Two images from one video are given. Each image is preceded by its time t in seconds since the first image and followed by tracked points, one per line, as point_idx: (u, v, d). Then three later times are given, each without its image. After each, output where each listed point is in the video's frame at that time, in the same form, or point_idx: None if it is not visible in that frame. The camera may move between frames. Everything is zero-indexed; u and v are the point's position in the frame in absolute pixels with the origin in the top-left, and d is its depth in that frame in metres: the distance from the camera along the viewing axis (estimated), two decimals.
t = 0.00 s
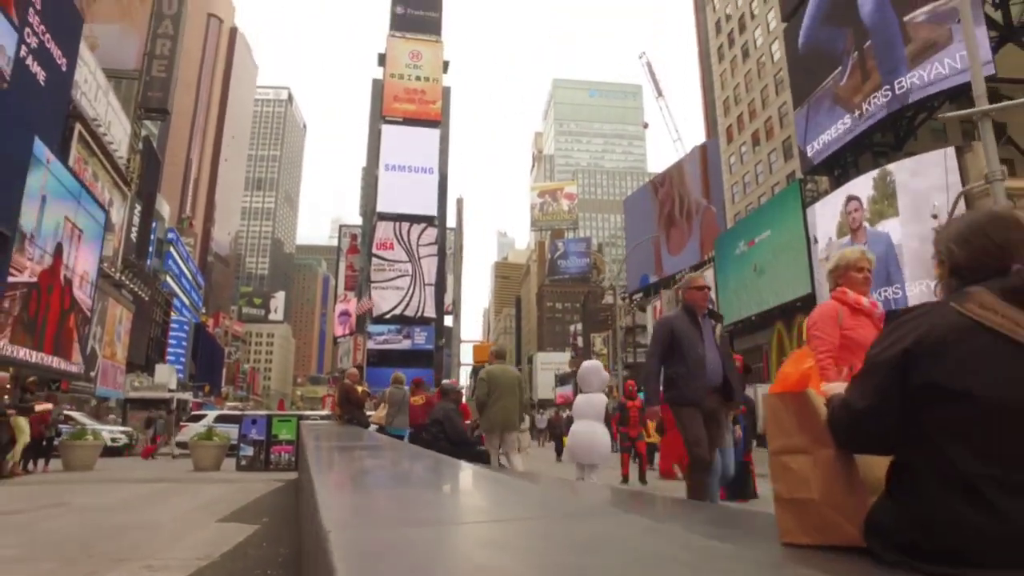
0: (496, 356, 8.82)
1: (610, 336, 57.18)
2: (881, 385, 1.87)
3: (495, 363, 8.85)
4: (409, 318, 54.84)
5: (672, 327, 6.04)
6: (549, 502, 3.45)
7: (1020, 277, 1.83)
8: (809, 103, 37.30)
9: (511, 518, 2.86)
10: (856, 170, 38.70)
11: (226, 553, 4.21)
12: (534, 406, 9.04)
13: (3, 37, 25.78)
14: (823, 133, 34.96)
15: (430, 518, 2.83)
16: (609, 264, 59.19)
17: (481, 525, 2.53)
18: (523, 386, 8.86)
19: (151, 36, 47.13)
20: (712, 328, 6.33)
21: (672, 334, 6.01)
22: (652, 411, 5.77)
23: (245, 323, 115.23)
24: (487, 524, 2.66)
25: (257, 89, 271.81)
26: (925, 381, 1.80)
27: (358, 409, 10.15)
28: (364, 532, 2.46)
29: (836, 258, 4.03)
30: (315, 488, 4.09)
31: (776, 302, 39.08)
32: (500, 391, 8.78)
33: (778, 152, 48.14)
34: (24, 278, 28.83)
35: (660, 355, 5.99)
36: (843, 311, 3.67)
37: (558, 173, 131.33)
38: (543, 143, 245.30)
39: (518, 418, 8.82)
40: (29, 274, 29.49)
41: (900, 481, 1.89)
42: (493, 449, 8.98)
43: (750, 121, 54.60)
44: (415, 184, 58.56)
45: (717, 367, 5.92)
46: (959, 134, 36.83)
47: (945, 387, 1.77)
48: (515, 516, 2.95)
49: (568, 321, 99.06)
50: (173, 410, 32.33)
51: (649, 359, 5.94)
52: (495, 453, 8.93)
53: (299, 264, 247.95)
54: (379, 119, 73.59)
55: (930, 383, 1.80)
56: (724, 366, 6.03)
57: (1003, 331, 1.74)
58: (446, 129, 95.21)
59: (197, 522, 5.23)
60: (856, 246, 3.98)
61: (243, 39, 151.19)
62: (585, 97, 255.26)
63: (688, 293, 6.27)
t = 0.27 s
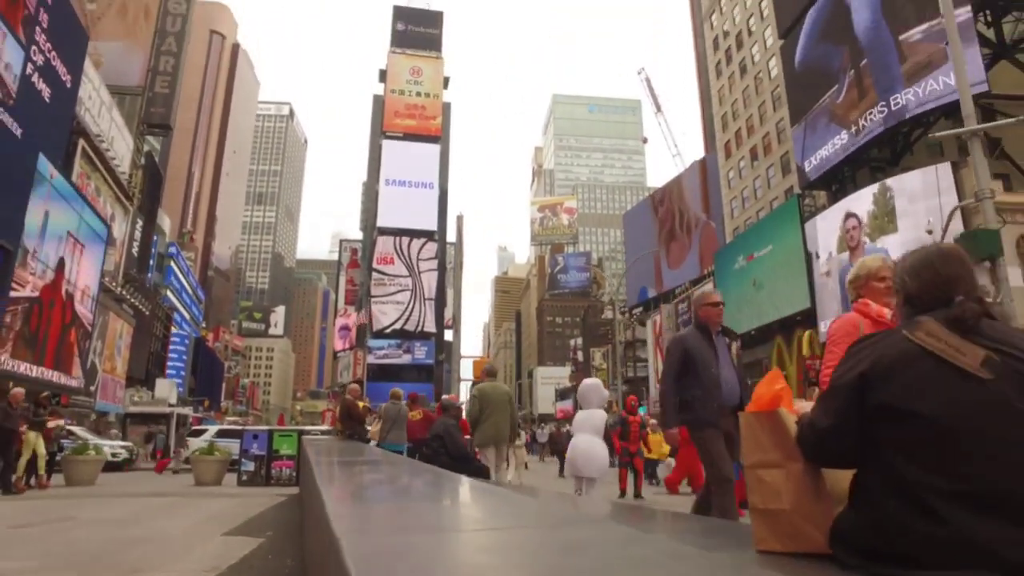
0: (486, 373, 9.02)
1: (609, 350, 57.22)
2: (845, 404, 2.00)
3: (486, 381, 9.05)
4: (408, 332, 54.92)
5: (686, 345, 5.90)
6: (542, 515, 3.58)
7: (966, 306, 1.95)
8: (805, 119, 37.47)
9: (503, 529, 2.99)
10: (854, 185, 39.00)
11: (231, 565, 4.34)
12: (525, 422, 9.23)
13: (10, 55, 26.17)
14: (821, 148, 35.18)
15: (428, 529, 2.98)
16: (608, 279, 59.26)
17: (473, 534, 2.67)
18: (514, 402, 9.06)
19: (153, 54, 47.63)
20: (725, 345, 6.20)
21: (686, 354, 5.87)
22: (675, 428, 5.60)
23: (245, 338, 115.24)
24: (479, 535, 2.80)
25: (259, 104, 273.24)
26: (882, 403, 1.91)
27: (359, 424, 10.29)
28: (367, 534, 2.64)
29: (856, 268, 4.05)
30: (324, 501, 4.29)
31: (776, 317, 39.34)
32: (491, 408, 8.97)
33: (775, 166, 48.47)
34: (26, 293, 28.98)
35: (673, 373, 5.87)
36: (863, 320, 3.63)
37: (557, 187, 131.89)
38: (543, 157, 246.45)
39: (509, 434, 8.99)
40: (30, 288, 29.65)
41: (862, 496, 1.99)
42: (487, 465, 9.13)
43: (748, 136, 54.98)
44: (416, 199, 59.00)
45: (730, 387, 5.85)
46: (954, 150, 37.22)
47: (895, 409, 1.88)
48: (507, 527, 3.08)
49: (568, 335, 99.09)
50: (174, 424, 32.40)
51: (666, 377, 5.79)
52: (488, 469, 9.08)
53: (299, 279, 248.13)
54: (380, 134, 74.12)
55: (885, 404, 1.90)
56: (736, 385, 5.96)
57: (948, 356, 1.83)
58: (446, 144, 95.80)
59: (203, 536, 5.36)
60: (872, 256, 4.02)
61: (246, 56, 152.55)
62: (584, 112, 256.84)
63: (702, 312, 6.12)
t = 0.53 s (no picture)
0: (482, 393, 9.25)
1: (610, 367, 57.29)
2: (804, 421, 2.19)
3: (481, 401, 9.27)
4: (410, 349, 55.03)
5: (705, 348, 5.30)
6: (538, 527, 3.78)
7: (908, 334, 2.15)
8: (804, 139, 37.84)
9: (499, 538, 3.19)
10: (852, 202, 39.29)
11: None
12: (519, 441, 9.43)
13: (18, 75, 26.62)
14: (819, 166, 35.36)
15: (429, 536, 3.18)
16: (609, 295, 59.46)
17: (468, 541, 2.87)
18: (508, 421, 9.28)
19: (158, 72, 48.14)
20: (742, 348, 5.61)
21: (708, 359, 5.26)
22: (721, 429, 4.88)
23: (245, 354, 115.23)
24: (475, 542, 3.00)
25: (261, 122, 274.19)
26: (838, 421, 2.09)
27: (361, 441, 10.45)
28: (372, 537, 2.83)
29: (886, 268, 4.19)
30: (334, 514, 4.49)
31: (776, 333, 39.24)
32: (485, 427, 9.18)
33: (774, 184, 48.83)
34: (30, 310, 29.19)
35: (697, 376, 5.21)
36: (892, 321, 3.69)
37: (558, 204, 132.45)
38: (543, 174, 247.50)
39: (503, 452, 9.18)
40: (34, 305, 29.84)
41: (822, 506, 2.17)
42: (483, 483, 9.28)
43: (747, 154, 55.40)
44: (418, 216, 59.35)
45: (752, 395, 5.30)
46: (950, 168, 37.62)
47: (849, 426, 2.06)
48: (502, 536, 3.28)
49: (569, 352, 99.05)
50: (175, 440, 32.46)
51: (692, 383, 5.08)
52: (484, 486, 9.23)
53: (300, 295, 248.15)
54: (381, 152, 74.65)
55: (839, 421, 2.08)
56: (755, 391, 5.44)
57: (893, 380, 2.02)
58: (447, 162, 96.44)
59: (212, 550, 5.55)
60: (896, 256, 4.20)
61: (249, 74, 153.88)
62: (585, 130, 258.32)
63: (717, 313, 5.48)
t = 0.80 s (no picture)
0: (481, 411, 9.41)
1: (614, 381, 57.28)
2: (787, 439, 2.36)
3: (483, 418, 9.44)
4: (414, 363, 55.08)
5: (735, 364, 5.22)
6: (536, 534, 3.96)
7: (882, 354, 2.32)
8: (806, 155, 37.93)
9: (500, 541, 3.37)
10: (854, 216, 39.42)
11: None
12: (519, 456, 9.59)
13: (29, 93, 27.03)
14: (820, 179, 35.26)
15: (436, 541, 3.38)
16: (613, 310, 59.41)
17: (473, 546, 3.03)
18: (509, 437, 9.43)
19: (165, 90, 48.24)
20: (768, 362, 5.52)
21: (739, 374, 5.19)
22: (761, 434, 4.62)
23: (249, 369, 115.26)
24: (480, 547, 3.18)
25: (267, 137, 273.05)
26: (817, 434, 2.26)
27: (367, 455, 10.60)
28: (382, 541, 3.03)
29: (928, 279, 4.14)
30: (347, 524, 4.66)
31: (779, 348, 39.14)
32: (489, 441, 9.34)
33: (777, 198, 48.93)
34: (38, 325, 29.43)
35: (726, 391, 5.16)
36: (929, 339, 3.82)
37: (562, 219, 132.53)
38: (547, 188, 247.59)
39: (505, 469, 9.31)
40: (42, 320, 30.09)
41: (806, 512, 2.32)
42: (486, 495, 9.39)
43: (750, 168, 55.61)
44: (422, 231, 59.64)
45: (778, 410, 5.17)
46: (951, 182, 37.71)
47: (830, 440, 2.21)
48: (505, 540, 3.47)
49: (573, 366, 98.86)
50: (181, 455, 32.50)
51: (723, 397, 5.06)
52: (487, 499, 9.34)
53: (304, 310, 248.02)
54: (386, 168, 75.03)
55: (821, 435, 2.24)
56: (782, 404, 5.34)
57: (869, 399, 2.18)
58: (451, 176, 96.82)
59: (226, 562, 5.72)
60: (929, 267, 4.18)
61: (254, 90, 155.01)
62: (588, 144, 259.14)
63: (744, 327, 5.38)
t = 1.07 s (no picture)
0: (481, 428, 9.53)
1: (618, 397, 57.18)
2: (777, 454, 2.56)
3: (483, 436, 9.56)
4: (417, 380, 55.15)
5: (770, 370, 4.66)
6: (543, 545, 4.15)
7: (862, 376, 2.53)
8: (808, 173, 38.18)
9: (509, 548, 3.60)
10: (856, 233, 39.61)
11: None
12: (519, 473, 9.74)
13: (42, 113, 27.56)
14: (822, 196, 35.49)
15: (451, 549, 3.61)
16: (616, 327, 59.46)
17: (483, 555, 3.23)
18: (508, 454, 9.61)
19: (172, 109, 48.81)
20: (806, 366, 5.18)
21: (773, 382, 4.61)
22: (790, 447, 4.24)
23: (253, 386, 115.26)
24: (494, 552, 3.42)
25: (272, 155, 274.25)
26: (804, 451, 2.45)
27: (375, 472, 10.73)
28: (402, 549, 3.25)
29: (989, 280, 3.95)
30: (358, 537, 4.82)
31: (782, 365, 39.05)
32: (490, 459, 9.47)
33: (779, 215, 49.13)
34: (45, 342, 29.70)
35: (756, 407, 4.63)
36: (997, 344, 3.62)
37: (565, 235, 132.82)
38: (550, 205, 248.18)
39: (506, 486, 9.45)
40: (50, 338, 30.36)
41: (795, 524, 2.51)
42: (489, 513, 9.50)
43: (752, 184, 55.90)
44: (426, 248, 60.00)
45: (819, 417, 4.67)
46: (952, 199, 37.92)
47: (815, 456, 2.41)
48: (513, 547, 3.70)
49: (576, 383, 98.64)
50: (185, 472, 32.58)
51: (746, 410, 4.48)
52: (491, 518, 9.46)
53: (307, 326, 248.31)
54: (390, 185, 75.58)
55: (809, 452, 2.43)
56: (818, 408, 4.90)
57: (849, 417, 2.39)
58: (455, 194, 97.35)
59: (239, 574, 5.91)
60: (988, 268, 3.97)
61: (260, 108, 156.50)
62: (590, 162, 260.42)
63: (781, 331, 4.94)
